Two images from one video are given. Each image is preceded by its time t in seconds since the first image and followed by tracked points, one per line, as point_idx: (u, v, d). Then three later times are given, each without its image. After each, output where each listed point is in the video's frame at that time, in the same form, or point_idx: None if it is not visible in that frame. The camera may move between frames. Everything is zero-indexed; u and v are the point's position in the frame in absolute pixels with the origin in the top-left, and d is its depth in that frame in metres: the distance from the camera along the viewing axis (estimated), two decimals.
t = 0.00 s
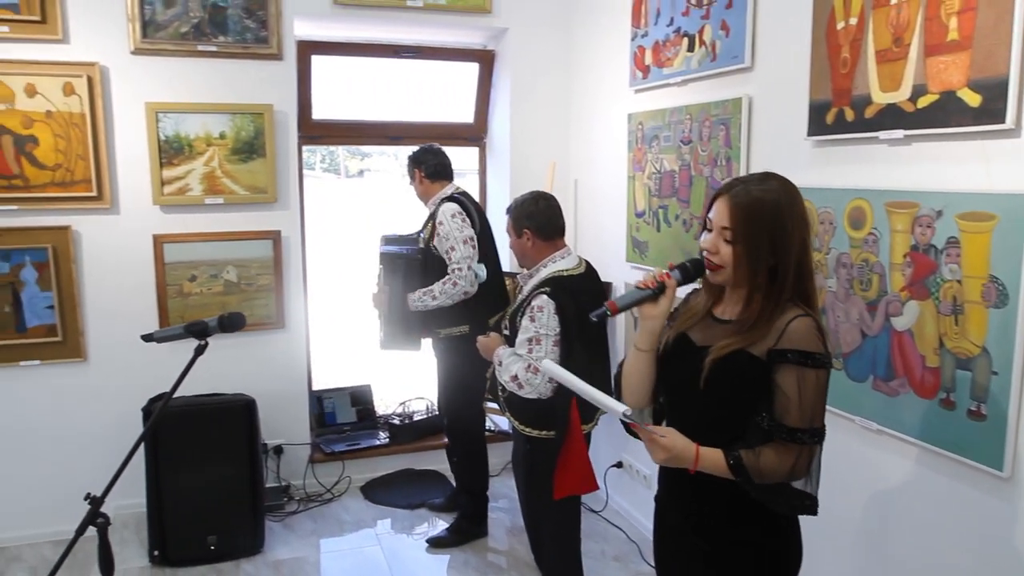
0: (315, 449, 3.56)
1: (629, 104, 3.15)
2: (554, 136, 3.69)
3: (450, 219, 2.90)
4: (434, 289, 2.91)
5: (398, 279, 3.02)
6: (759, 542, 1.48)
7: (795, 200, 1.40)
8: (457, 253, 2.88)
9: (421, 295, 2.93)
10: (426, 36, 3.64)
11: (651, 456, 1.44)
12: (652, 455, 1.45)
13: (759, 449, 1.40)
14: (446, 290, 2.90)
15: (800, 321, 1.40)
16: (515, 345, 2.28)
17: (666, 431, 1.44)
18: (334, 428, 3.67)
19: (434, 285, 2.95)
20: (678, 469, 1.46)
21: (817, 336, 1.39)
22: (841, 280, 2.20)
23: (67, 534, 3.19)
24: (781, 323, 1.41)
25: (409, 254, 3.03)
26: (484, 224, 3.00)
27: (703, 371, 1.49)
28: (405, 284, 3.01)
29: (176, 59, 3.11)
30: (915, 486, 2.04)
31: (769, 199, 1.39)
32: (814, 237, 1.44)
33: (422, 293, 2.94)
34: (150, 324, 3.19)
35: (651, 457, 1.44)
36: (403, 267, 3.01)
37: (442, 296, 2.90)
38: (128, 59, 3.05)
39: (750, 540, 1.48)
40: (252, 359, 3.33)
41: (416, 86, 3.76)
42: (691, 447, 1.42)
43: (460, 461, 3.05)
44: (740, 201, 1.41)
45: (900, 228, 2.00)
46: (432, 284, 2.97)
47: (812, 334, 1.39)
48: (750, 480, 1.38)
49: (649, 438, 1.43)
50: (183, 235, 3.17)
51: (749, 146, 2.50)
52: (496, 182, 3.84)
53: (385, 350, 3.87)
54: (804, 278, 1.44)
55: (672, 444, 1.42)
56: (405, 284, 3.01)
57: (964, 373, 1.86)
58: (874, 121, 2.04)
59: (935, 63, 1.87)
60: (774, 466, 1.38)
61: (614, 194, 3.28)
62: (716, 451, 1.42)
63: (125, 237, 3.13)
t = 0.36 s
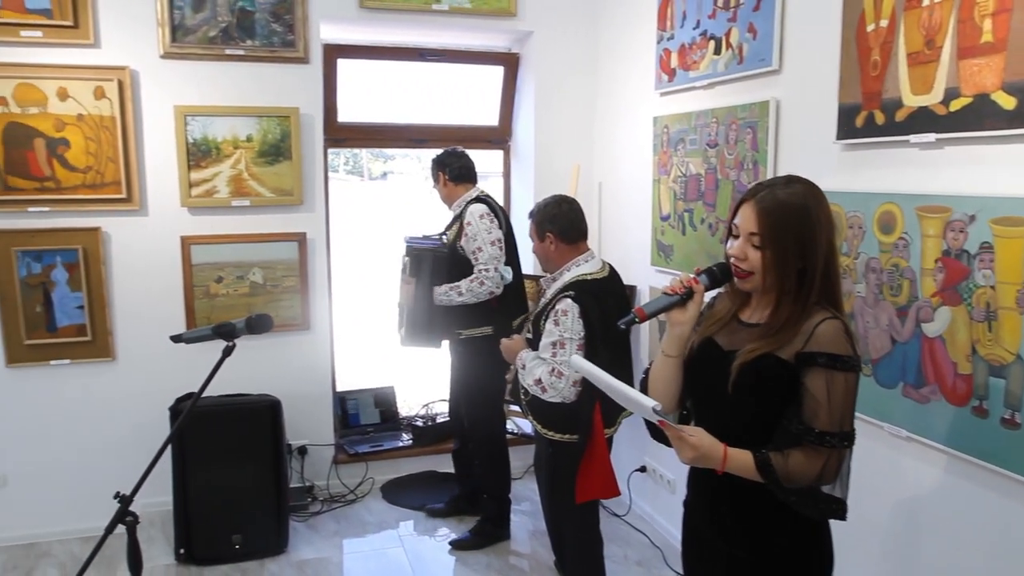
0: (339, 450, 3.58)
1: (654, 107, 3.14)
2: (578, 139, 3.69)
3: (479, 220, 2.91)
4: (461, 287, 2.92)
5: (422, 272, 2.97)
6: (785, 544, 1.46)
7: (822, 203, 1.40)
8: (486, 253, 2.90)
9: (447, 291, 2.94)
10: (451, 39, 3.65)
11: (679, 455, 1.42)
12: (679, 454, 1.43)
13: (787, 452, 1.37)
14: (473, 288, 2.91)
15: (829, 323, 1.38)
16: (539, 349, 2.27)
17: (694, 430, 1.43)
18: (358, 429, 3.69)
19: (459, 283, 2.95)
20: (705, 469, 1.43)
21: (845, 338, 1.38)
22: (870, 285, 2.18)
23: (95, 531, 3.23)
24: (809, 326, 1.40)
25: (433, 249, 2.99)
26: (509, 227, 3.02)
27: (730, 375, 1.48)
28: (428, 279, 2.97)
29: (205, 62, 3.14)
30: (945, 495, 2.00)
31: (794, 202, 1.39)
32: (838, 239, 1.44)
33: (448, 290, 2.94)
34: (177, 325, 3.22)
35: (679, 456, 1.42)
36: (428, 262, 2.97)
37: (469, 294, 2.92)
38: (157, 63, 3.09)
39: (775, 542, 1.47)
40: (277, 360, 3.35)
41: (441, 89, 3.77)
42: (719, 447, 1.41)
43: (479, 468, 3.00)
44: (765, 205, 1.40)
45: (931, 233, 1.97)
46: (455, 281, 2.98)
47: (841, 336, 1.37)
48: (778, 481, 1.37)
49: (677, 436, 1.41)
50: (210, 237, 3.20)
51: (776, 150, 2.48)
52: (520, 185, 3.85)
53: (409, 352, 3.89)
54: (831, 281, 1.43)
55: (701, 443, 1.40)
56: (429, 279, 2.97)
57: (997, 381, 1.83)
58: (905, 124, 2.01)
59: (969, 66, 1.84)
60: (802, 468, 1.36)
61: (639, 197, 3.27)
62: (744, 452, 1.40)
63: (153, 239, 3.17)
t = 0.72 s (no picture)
0: (367, 454, 3.60)
1: (683, 111, 3.12)
2: (606, 144, 3.68)
3: (504, 218, 2.94)
4: (488, 284, 2.90)
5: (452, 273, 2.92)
6: (807, 548, 1.45)
7: (857, 205, 1.38)
8: (511, 249, 2.91)
9: (477, 290, 2.91)
10: (480, 45, 3.66)
11: (712, 466, 1.41)
12: (714, 465, 1.42)
13: (823, 463, 1.35)
14: (501, 285, 2.90)
15: (865, 332, 1.35)
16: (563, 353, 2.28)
17: (729, 441, 1.41)
18: (386, 433, 3.71)
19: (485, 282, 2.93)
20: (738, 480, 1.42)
21: (883, 346, 1.35)
22: (905, 290, 2.14)
23: (128, 532, 3.28)
24: (845, 334, 1.37)
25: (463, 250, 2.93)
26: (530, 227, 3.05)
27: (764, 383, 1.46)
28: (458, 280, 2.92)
29: (236, 70, 3.18)
30: (983, 507, 1.96)
31: (827, 204, 1.37)
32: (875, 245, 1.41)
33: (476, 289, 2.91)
34: (208, 329, 3.26)
35: (712, 468, 1.41)
36: (459, 262, 2.91)
37: (498, 291, 2.90)
38: (190, 70, 3.14)
39: (798, 545, 1.46)
40: (307, 365, 3.38)
41: (469, 94, 3.78)
42: (754, 459, 1.39)
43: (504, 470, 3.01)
44: (797, 208, 1.39)
45: (968, 238, 1.93)
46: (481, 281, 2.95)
47: (879, 346, 1.34)
48: (814, 494, 1.34)
49: (711, 447, 1.39)
50: (242, 242, 3.24)
51: (808, 154, 2.45)
52: (547, 190, 3.84)
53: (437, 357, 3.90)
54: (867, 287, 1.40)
55: (735, 455, 1.38)
56: (459, 279, 2.91)
57: None
58: (941, 127, 1.97)
59: (1008, 67, 1.79)
60: (840, 481, 1.33)
61: (668, 202, 3.25)
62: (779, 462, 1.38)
63: (186, 244, 3.21)
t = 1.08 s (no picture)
0: (398, 456, 3.63)
1: (717, 114, 3.09)
2: (639, 147, 3.67)
3: (529, 219, 2.94)
4: (518, 286, 2.90)
5: (481, 280, 2.92)
6: (843, 557, 1.43)
7: (888, 208, 1.35)
8: (537, 248, 2.92)
9: (506, 294, 2.91)
10: (512, 48, 3.67)
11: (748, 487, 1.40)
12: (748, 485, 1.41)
13: (862, 480, 1.32)
14: (530, 285, 2.89)
15: (909, 346, 1.31)
16: (589, 359, 2.27)
17: (764, 461, 1.39)
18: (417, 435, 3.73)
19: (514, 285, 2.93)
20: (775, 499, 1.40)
21: (926, 360, 1.30)
22: (945, 296, 2.10)
23: (164, 530, 3.34)
24: (887, 347, 1.34)
25: (491, 255, 2.94)
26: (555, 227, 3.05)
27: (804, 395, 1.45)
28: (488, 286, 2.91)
29: (272, 74, 3.22)
30: None
31: (859, 210, 1.35)
32: (915, 252, 1.37)
33: (506, 293, 2.91)
34: (243, 330, 3.31)
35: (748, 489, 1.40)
36: (488, 268, 2.91)
37: (528, 292, 2.89)
38: (227, 75, 3.19)
39: (834, 553, 1.44)
40: (339, 367, 3.41)
41: (501, 98, 3.79)
42: (790, 479, 1.37)
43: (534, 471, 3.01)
44: (829, 213, 1.37)
45: (1011, 242, 1.89)
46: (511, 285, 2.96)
47: (924, 359, 1.30)
48: (850, 510, 1.33)
49: (744, 471, 1.38)
50: (277, 244, 3.28)
51: (845, 156, 2.42)
52: (579, 193, 3.84)
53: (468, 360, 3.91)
54: (908, 295, 1.37)
55: (769, 476, 1.37)
56: (490, 285, 2.91)
57: None
58: (983, 130, 1.93)
59: None
60: (880, 498, 1.31)
61: (702, 205, 3.23)
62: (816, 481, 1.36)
63: (221, 246, 3.26)
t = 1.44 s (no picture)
0: (424, 461, 3.64)
1: (746, 119, 3.08)
2: (667, 152, 3.66)
3: (556, 224, 2.95)
4: (546, 292, 2.90)
5: (512, 287, 2.90)
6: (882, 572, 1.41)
7: (913, 214, 1.32)
8: (564, 253, 2.93)
9: (534, 300, 2.91)
10: (540, 54, 3.69)
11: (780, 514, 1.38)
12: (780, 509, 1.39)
13: (895, 496, 1.30)
14: (558, 291, 2.89)
15: (930, 356, 1.29)
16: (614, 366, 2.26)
17: (793, 485, 1.37)
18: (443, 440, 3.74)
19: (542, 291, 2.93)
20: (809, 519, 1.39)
21: (950, 371, 1.27)
22: (980, 303, 2.06)
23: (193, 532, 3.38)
24: (907, 359, 1.31)
25: (519, 261, 2.93)
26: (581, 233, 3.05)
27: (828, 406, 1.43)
28: (519, 292, 2.90)
29: (302, 82, 3.26)
30: None
31: (882, 216, 1.33)
32: (942, 261, 1.34)
33: (535, 298, 2.91)
34: (273, 335, 3.35)
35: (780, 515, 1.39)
36: (518, 275, 2.90)
37: (556, 298, 2.89)
38: (259, 83, 3.23)
39: (870, 567, 1.43)
40: (367, 372, 3.44)
41: (528, 104, 3.81)
42: (820, 500, 1.35)
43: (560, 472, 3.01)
44: (852, 218, 1.36)
45: None
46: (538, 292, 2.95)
47: (947, 372, 1.27)
48: (882, 523, 1.31)
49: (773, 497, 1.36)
50: (306, 250, 3.32)
51: (876, 161, 2.39)
52: (606, 198, 3.83)
53: (494, 365, 3.92)
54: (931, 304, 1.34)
55: (798, 502, 1.35)
56: (520, 291, 2.90)
57: None
58: (1018, 134, 1.89)
59: None
60: (913, 510, 1.28)
61: (730, 211, 3.21)
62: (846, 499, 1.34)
63: (252, 251, 3.30)
